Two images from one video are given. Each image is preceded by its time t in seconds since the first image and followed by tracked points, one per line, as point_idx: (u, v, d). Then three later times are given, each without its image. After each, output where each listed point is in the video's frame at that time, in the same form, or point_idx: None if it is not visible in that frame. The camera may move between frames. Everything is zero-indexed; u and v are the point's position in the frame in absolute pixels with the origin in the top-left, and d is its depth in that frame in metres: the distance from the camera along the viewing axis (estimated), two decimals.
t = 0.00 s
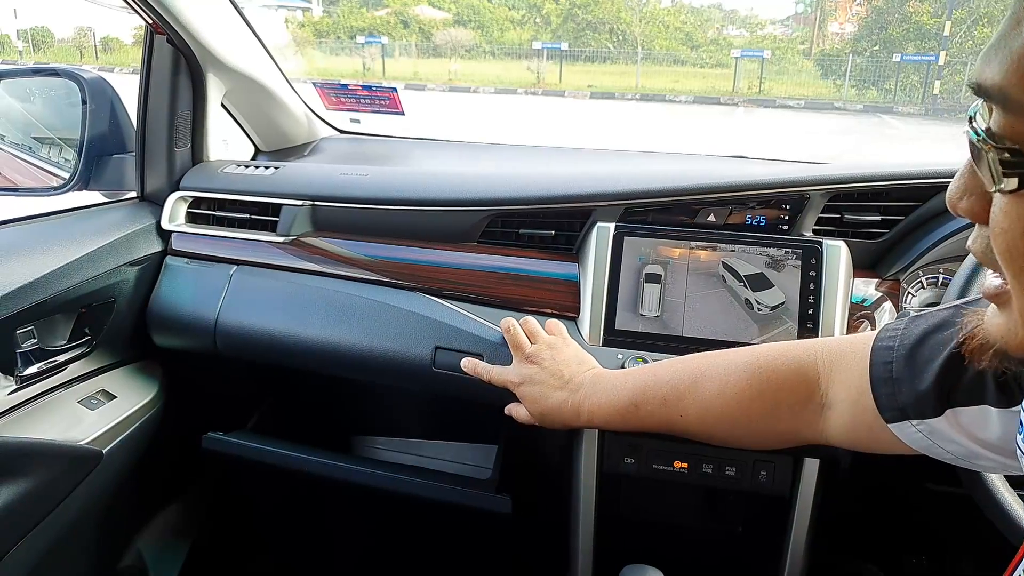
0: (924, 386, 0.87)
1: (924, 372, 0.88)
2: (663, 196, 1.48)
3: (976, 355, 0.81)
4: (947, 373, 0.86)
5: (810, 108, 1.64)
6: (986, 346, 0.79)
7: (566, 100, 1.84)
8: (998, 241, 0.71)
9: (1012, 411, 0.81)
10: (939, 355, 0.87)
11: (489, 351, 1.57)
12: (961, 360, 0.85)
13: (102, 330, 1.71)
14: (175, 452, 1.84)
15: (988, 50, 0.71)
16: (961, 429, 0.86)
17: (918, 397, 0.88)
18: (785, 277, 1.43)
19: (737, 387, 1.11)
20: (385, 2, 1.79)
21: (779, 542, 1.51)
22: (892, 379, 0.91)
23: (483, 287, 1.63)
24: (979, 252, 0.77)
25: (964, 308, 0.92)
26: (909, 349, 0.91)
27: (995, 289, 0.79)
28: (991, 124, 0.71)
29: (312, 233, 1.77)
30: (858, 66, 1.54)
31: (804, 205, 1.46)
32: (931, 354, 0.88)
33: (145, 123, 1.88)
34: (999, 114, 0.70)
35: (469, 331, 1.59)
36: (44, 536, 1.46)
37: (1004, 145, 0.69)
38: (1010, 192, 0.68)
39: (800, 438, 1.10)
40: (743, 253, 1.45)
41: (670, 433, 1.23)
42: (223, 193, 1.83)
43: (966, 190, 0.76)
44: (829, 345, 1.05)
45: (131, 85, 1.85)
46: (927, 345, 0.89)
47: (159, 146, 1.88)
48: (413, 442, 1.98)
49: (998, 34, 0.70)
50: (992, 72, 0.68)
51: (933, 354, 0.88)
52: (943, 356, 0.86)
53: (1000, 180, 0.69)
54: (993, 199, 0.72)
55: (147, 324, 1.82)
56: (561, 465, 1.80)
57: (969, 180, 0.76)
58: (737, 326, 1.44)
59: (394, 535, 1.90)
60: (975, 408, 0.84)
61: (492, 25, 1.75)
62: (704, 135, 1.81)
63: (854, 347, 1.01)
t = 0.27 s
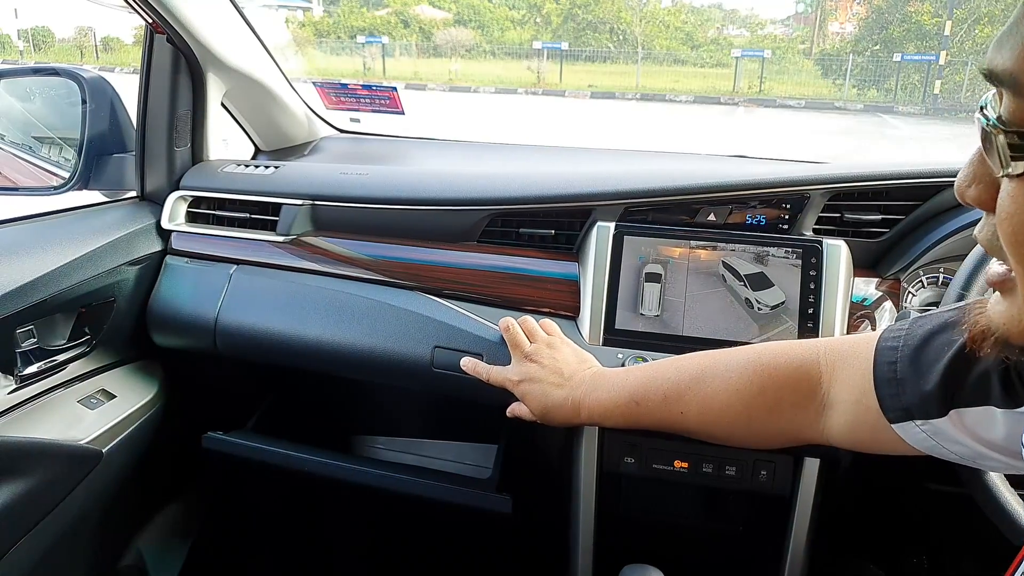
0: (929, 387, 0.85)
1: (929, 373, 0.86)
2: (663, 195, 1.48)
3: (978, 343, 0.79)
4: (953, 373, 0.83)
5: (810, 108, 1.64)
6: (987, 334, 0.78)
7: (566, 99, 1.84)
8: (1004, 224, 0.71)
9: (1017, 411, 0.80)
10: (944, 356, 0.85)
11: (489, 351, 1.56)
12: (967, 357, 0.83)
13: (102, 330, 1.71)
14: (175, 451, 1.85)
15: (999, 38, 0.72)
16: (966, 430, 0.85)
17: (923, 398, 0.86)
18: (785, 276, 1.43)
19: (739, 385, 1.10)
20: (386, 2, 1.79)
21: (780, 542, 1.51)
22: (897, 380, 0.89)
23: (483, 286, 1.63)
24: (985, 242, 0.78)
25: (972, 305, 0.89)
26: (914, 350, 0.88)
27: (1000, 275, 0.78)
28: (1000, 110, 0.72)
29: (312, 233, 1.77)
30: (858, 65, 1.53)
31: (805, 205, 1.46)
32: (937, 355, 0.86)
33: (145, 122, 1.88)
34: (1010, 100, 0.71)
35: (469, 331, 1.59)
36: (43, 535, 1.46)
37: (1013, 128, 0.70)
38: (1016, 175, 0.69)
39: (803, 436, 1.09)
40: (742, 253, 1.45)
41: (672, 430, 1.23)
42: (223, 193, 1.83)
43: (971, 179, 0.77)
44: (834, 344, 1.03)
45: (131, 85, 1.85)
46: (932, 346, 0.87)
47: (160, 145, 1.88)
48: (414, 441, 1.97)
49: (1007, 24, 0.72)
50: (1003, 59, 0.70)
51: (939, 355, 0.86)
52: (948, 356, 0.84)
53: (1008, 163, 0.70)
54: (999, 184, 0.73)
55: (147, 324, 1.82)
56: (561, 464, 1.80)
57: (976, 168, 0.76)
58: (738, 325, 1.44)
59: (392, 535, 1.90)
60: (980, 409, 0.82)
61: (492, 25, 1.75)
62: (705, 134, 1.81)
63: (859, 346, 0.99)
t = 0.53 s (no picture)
0: (942, 387, 0.80)
1: (942, 374, 0.80)
2: (667, 195, 1.49)
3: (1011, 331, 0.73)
4: (967, 374, 0.78)
5: (810, 108, 1.64)
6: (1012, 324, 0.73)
7: (567, 99, 1.84)
8: None
9: None
10: (959, 354, 0.79)
11: (493, 350, 1.57)
12: (983, 354, 0.77)
13: (106, 329, 1.71)
14: (178, 450, 1.85)
15: None
16: (979, 431, 0.80)
17: (936, 398, 0.80)
18: (788, 276, 1.43)
19: (742, 385, 1.05)
20: (386, 2, 1.78)
21: (783, 542, 1.51)
22: (908, 379, 0.83)
23: (486, 286, 1.63)
24: None
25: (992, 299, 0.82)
26: (927, 347, 0.82)
27: None
28: None
29: (316, 232, 1.78)
30: (859, 66, 1.53)
31: (808, 204, 1.46)
32: (950, 354, 0.80)
33: (149, 122, 1.89)
34: None
35: (474, 331, 1.59)
36: (48, 534, 1.46)
37: None
38: None
39: (813, 437, 1.02)
40: (746, 252, 1.45)
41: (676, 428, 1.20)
42: (227, 193, 1.83)
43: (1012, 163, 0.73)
44: (842, 341, 0.96)
45: (135, 85, 1.86)
46: (945, 345, 0.81)
47: (163, 144, 1.88)
48: (417, 441, 1.98)
49: None
50: None
51: (952, 355, 0.80)
52: (963, 355, 0.78)
53: None
54: None
55: (151, 323, 1.82)
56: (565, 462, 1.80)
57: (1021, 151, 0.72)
58: (742, 324, 1.45)
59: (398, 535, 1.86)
60: (994, 409, 0.77)
61: (491, 25, 1.75)
62: (705, 134, 1.81)
63: (867, 344, 0.92)
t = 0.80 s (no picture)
0: (946, 381, 0.79)
1: (946, 368, 0.80)
2: (668, 195, 1.49)
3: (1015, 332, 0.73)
4: (969, 367, 0.78)
5: (812, 108, 1.64)
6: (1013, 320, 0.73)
7: (568, 99, 1.83)
8: None
9: None
10: (963, 348, 0.79)
11: (494, 350, 1.57)
12: (984, 348, 0.77)
13: (109, 329, 1.71)
14: (181, 451, 1.85)
15: None
16: (982, 425, 0.79)
17: (939, 393, 0.80)
18: (790, 276, 1.44)
19: (746, 379, 1.05)
20: (386, 1, 1.79)
21: (785, 540, 1.51)
22: (911, 374, 0.82)
23: (487, 286, 1.63)
24: None
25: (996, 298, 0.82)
26: (930, 343, 0.82)
27: None
28: None
29: (318, 233, 1.77)
30: (860, 67, 1.55)
31: (810, 205, 1.47)
32: (954, 348, 0.80)
33: (151, 122, 1.89)
34: None
35: (476, 331, 1.59)
36: (50, 534, 1.47)
37: None
38: None
39: (817, 432, 1.02)
40: (748, 253, 1.45)
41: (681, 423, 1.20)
42: (230, 193, 1.83)
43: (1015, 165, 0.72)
44: (846, 337, 0.96)
45: (138, 85, 1.86)
46: (948, 339, 0.81)
47: (165, 145, 1.88)
48: (419, 441, 1.98)
49: None
50: None
51: (956, 348, 0.80)
52: (966, 348, 0.78)
53: None
54: None
55: (153, 323, 1.83)
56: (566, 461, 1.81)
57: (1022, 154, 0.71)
58: (744, 325, 1.45)
59: (398, 536, 1.85)
60: (996, 403, 0.77)
61: (492, 25, 1.75)
62: (706, 134, 1.81)
63: (872, 339, 0.92)
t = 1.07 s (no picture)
0: (955, 381, 0.79)
1: (954, 367, 0.80)
2: (668, 196, 1.49)
3: None
4: (977, 366, 0.78)
5: (812, 108, 1.64)
6: None
7: (569, 99, 1.83)
8: None
9: None
10: (972, 348, 0.79)
11: (494, 351, 1.57)
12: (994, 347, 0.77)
13: (110, 330, 1.72)
14: (181, 451, 1.85)
15: None
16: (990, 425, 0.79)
17: (946, 392, 0.80)
18: (789, 277, 1.44)
19: (749, 377, 1.05)
20: (387, 2, 1.80)
21: (784, 541, 1.52)
22: (919, 372, 0.82)
23: (487, 287, 1.64)
24: None
25: (1004, 295, 0.82)
26: (938, 340, 0.82)
27: None
28: None
29: (318, 234, 1.77)
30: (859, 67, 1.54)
31: (809, 205, 1.47)
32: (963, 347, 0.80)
33: (152, 122, 1.89)
34: None
35: (475, 332, 1.59)
36: (51, 535, 1.47)
37: None
38: None
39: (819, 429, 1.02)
40: (748, 253, 1.46)
41: (683, 420, 1.20)
42: (230, 193, 1.84)
43: None
44: (851, 334, 0.95)
45: (138, 86, 1.87)
46: (957, 338, 0.81)
47: (166, 146, 1.89)
48: (419, 441, 1.98)
49: None
50: None
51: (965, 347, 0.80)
52: (976, 347, 0.79)
53: None
54: None
55: (154, 324, 1.83)
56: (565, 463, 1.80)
57: None
58: (743, 325, 1.45)
59: (400, 532, 1.88)
60: (1004, 402, 0.77)
61: (492, 25, 1.75)
62: (707, 134, 1.81)
63: (877, 337, 0.91)
